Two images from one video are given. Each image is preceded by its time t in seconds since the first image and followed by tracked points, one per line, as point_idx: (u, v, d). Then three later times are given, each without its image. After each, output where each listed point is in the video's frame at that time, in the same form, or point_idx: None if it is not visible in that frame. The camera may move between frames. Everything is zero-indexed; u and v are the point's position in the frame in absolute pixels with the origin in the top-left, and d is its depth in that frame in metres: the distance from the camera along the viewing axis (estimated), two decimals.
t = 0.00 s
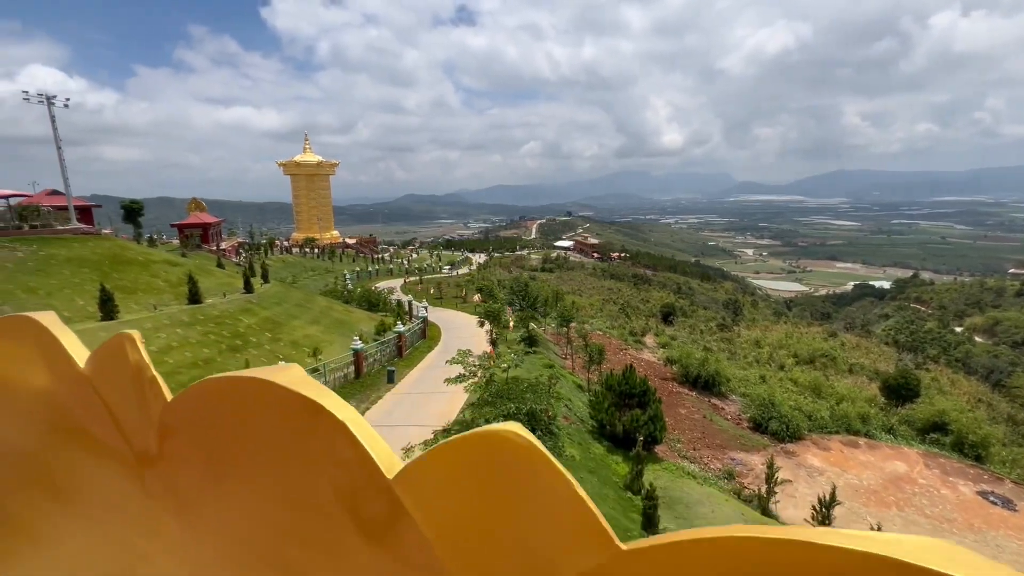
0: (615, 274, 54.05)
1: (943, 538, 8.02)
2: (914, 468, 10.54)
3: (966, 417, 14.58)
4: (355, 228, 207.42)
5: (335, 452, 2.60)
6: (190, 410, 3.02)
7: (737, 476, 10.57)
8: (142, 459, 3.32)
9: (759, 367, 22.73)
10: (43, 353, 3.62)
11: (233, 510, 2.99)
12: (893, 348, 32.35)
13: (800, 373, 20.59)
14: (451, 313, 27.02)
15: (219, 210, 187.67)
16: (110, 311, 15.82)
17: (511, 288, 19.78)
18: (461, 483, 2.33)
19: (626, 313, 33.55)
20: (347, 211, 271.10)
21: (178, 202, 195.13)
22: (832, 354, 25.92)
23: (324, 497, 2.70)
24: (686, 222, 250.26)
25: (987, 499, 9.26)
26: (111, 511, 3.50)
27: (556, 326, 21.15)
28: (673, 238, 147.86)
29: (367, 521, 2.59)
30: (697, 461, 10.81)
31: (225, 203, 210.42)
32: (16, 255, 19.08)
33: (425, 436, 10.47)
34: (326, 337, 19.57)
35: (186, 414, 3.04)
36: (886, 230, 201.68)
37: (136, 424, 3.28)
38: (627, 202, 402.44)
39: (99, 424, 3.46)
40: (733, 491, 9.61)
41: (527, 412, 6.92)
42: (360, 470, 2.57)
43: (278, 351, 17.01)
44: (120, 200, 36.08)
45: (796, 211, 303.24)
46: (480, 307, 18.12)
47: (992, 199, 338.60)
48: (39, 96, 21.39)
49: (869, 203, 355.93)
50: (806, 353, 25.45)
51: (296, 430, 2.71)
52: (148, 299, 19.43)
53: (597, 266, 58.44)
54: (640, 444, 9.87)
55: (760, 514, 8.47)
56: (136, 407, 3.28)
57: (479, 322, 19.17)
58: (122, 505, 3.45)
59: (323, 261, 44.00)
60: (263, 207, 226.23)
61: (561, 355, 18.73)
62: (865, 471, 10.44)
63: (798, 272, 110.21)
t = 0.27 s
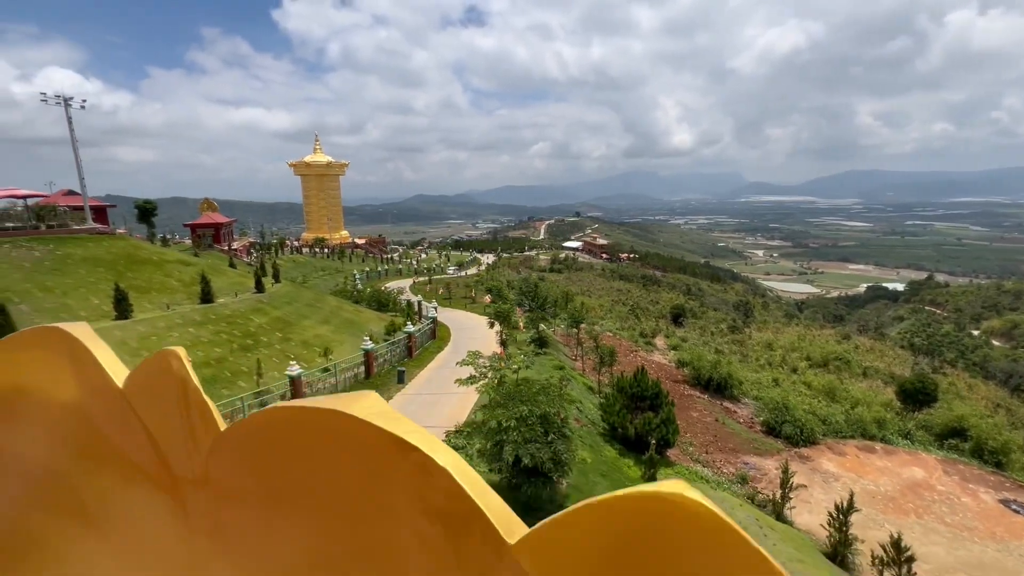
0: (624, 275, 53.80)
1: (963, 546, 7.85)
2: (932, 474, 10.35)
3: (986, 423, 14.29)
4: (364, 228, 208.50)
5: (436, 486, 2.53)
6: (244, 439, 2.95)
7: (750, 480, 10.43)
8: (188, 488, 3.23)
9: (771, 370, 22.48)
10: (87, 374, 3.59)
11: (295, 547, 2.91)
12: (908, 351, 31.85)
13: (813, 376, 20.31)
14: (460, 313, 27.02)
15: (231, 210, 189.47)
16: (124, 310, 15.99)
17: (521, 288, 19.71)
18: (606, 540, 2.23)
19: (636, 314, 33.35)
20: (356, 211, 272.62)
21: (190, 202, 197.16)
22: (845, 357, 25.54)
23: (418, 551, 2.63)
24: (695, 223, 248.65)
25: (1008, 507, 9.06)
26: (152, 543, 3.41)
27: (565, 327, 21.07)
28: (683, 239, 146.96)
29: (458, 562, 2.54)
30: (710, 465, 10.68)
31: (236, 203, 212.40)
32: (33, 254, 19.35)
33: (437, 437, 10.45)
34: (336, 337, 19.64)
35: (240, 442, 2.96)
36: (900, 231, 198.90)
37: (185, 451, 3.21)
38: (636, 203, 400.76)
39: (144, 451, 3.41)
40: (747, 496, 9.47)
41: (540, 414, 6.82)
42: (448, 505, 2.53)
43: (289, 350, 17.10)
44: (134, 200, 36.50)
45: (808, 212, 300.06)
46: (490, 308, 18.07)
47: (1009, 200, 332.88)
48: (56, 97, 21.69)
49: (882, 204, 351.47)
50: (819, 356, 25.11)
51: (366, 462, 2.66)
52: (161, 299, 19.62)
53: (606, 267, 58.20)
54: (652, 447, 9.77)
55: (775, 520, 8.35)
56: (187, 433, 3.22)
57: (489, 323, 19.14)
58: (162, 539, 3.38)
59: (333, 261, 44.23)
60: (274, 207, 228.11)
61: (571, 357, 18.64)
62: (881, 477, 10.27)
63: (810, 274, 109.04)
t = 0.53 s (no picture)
0: (633, 276, 53.64)
1: (984, 556, 7.71)
2: (951, 481, 10.16)
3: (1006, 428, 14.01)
4: (373, 228, 209.74)
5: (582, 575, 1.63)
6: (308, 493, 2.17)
7: (764, 485, 10.30)
8: (165, 498, 2.78)
9: (784, 372, 22.26)
10: (55, 375, 3.25)
11: None
12: (923, 355, 31.38)
13: (827, 380, 20.03)
14: (470, 314, 27.05)
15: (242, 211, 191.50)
16: (138, 310, 16.17)
17: (531, 290, 19.67)
18: None
19: (645, 315, 33.21)
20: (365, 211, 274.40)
21: (201, 202, 199.64)
22: (860, 360, 25.19)
23: None
24: (706, 224, 247.04)
25: None
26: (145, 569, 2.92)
27: (575, 328, 20.96)
28: (692, 240, 146.18)
29: None
30: (723, 470, 10.55)
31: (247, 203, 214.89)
32: (50, 254, 19.63)
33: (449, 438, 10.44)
34: (347, 337, 19.71)
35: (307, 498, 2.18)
36: (914, 232, 196.23)
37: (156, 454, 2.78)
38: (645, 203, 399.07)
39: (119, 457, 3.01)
40: (760, 501, 9.35)
41: (553, 417, 6.79)
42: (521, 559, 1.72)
43: (301, 350, 17.20)
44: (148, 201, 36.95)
45: (819, 213, 296.94)
46: (500, 309, 18.05)
47: None
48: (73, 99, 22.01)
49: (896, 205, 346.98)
50: (833, 359, 24.80)
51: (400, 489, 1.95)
52: (175, 298, 19.82)
53: (615, 268, 58.03)
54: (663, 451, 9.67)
55: (790, 526, 8.23)
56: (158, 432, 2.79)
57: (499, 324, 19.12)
58: None
59: (343, 261, 44.49)
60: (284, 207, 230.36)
61: (582, 358, 18.55)
62: (899, 483, 10.09)
63: (822, 276, 107.94)
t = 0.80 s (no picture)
0: (642, 277, 53.39)
1: (1006, 564, 7.57)
2: (970, 487, 10.01)
3: None
4: (381, 229, 210.60)
5: None
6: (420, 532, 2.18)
7: (778, 489, 10.18)
8: (225, 501, 2.87)
9: (796, 375, 22.00)
10: (112, 386, 3.25)
11: None
12: (938, 359, 30.91)
13: (840, 383, 19.78)
14: (479, 314, 27.04)
15: (252, 211, 192.92)
16: (152, 309, 16.34)
17: (540, 290, 19.63)
18: None
19: (654, 317, 33.04)
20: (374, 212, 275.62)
21: (213, 201, 201.65)
22: (874, 363, 24.86)
23: None
24: (715, 225, 245.47)
25: None
26: None
27: (585, 329, 20.88)
28: (701, 241, 145.23)
29: None
30: (735, 473, 10.44)
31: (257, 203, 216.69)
32: (65, 253, 19.88)
33: (463, 438, 10.48)
34: (357, 337, 19.78)
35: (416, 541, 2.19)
36: (928, 233, 193.55)
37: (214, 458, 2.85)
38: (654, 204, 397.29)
39: (171, 462, 3.07)
40: (774, 506, 9.23)
41: (566, 419, 6.75)
42: None
43: (312, 350, 17.30)
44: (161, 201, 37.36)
45: (831, 214, 293.81)
46: (510, 310, 18.03)
47: None
48: (89, 101, 22.30)
49: (910, 206, 342.46)
50: (846, 362, 24.50)
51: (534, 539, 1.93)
52: (188, 297, 20.00)
53: (624, 269, 57.76)
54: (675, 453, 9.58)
55: (805, 532, 8.11)
56: (213, 436, 2.86)
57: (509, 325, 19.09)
58: None
59: (352, 261, 44.69)
60: (294, 207, 232.01)
61: (592, 360, 18.47)
62: (916, 489, 9.94)
63: (833, 277, 106.76)
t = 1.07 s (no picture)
0: (650, 277, 53.15)
1: None
2: (988, 492, 9.89)
3: None
4: (389, 228, 211.36)
5: None
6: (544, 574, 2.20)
7: (790, 493, 10.07)
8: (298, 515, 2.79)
9: (807, 377, 21.78)
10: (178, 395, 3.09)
11: None
12: (952, 360, 30.51)
13: (852, 385, 19.57)
14: (487, 314, 27.05)
15: (261, 211, 194.24)
16: (164, 309, 16.49)
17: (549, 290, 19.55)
18: None
19: (662, 317, 32.86)
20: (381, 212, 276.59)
21: (222, 202, 203.43)
22: (887, 365, 24.56)
23: None
24: (724, 225, 243.88)
25: None
26: None
27: (594, 329, 20.79)
28: (710, 241, 144.40)
29: None
30: (747, 476, 10.35)
31: (266, 203, 218.20)
32: (79, 253, 20.10)
33: (474, 438, 10.49)
34: (366, 337, 19.84)
35: None
36: (941, 233, 191.08)
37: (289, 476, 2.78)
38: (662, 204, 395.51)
39: (237, 481, 2.98)
40: (787, 509, 9.15)
41: (578, 421, 6.73)
42: None
43: (321, 349, 17.38)
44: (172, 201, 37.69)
45: (841, 214, 290.80)
46: (519, 311, 17.99)
47: None
48: (103, 102, 22.50)
49: (922, 206, 338.23)
50: (858, 363, 24.22)
51: None
52: (199, 297, 20.16)
53: (631, 269, 57.53)
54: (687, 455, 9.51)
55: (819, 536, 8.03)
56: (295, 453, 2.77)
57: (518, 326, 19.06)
58: None
59: (361, 260, 44.86)
60: (302, 207, 233.38)
61: (601, 361, 18.39)
62: (932, 493, 9.83)
63: (843, 277, 105.74)
